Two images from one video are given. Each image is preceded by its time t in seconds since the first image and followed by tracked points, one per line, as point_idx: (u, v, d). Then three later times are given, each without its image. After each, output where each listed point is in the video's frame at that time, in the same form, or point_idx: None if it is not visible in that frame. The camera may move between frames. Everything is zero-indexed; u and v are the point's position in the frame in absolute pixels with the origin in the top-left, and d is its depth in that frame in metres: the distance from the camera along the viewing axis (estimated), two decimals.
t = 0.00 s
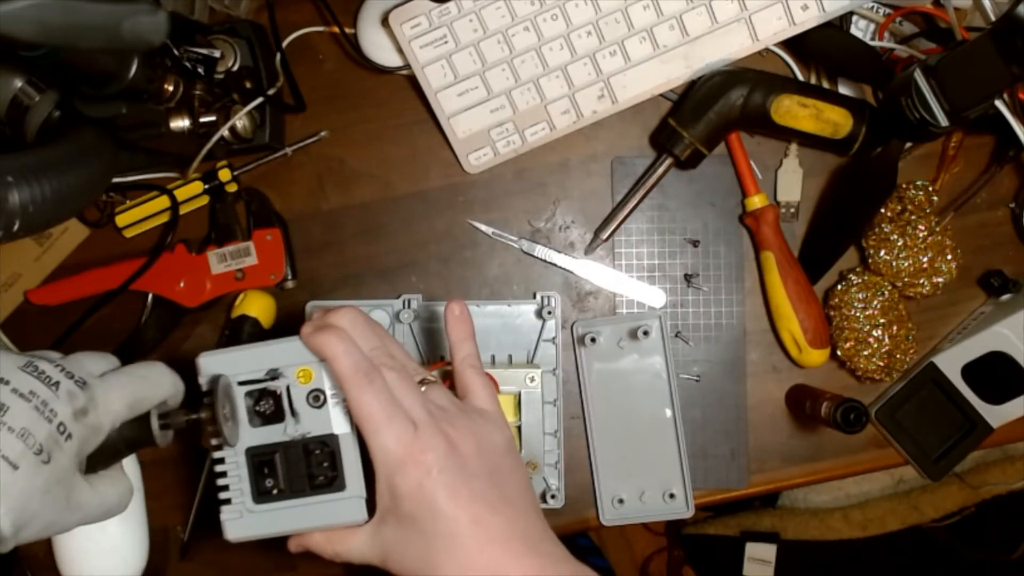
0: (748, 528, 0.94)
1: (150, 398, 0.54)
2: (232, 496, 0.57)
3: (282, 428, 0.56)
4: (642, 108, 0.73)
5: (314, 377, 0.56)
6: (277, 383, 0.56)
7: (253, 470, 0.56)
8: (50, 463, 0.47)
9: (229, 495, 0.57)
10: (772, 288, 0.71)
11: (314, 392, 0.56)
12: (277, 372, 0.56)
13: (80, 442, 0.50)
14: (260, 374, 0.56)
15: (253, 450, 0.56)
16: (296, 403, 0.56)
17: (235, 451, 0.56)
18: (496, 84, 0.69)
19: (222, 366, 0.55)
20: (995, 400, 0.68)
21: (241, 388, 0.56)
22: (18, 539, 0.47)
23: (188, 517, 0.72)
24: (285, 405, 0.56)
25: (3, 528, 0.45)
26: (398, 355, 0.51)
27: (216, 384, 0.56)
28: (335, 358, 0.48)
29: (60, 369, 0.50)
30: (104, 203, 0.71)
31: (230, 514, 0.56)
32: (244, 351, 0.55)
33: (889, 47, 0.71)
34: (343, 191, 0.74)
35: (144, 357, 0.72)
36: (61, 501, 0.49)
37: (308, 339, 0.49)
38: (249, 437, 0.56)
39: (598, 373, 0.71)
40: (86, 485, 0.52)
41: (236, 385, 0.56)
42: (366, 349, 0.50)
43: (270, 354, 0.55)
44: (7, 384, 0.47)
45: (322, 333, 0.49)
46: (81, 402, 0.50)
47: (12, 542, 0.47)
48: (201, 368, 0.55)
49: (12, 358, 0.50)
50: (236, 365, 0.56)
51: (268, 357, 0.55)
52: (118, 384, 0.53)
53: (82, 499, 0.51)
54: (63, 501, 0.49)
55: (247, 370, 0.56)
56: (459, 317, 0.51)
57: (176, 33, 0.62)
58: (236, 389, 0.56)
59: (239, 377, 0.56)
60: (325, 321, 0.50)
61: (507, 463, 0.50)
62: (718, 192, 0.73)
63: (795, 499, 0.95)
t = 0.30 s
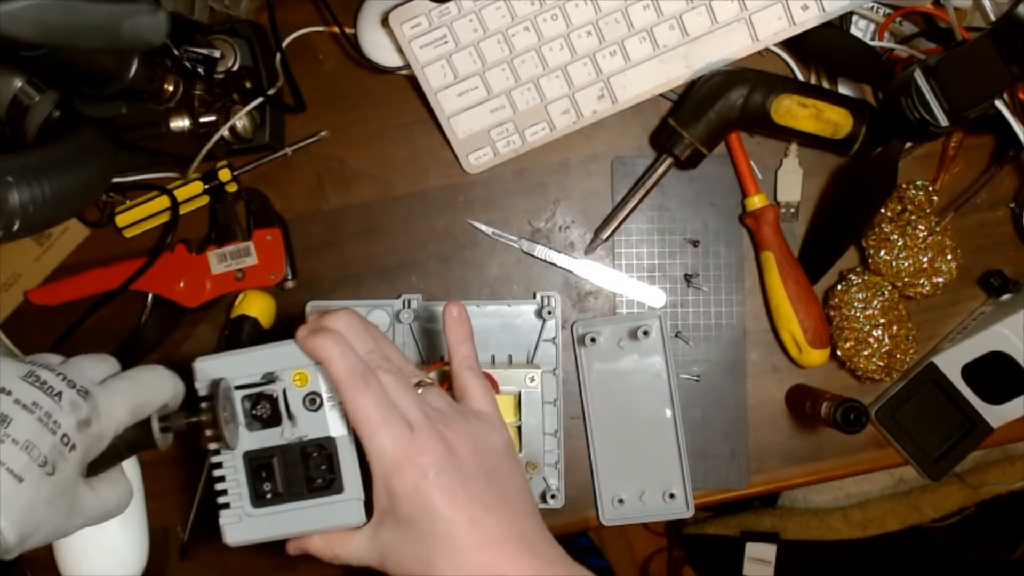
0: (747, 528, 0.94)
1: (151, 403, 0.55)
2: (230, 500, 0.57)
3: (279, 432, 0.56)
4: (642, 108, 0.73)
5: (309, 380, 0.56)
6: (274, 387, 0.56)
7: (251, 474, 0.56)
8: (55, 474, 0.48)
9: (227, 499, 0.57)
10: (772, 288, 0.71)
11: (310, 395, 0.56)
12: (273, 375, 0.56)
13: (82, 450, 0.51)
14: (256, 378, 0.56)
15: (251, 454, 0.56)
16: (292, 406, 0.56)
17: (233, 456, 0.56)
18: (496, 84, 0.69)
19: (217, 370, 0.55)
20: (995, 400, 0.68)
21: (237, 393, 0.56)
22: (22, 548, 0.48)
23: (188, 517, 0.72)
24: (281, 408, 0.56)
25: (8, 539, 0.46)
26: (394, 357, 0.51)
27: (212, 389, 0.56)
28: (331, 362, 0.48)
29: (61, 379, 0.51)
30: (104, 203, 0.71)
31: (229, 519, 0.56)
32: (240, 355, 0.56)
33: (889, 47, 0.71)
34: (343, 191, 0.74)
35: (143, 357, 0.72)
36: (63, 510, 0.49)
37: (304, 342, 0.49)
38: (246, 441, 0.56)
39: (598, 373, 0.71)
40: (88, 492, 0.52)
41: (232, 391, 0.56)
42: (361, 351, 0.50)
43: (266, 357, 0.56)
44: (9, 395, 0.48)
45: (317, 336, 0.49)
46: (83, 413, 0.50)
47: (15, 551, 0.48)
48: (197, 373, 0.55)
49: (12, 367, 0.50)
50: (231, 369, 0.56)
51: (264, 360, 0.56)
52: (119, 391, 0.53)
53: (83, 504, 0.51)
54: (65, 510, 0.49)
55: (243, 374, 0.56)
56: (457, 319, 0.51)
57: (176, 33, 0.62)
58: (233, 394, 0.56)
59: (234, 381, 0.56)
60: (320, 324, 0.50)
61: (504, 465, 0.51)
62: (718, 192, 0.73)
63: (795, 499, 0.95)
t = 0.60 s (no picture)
0: (748, 528, 0.94)
1: (149, 403, 0.55)
2: (227, 499, 0.57)
3: (275, 431, 0.56)
4: (642, 108, 0.73)
5: (306, 380, 0.56)
6: (270, 387, 0.56)
7: (247, 474, 0.56)
8: (54, 474, 0.48)
9: (223, 498, 0.57)
10: (772, 288, 0.71)
11: (306, 394, 0.56)
12: (269, 375, 0.56)
13: (81, 451, 0.51)
14: (253, 377, 0.56)
15: (247, 453, 0.56)
16: (289, 406, 0.56)
17: (229, 454, 0.56)
18: (496, 84, 0.69)
19: (215, 369, 0.55)
20: (995, 400, 0.68)
21: (234, 393, 0.56)
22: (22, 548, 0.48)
23: (187, 517, 0.72)
24: (278, 408, 0.56)
25: (7, 540, 0.46)
26: (391, 357, 0.51)
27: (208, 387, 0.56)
28: (328, 361, 0.48)
29: (60, 380, 0.51)
30: (104, 203, 0.71)
31: (226, 519, 0.56)
32: (237, 354, 0.55)
33: (889, 47, 0.71)
34: (343, 191, 0.74)
35: (143, 358, 0.72)
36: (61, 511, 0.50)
37: (301, 342, 0.49)
38: (242, 441, 0.56)
39: (598, 373, 0.71)
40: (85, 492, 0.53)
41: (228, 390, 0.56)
42: (358, 351, 0.50)
43: (263, 357, 0.56)
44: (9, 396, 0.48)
45: (314, 335, 0.49)
46: (82, 414, 0.51)
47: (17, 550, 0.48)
48: (194, 372, 0.55)
49: (9, 368, 0.50)
50: (228, 368, 0.56)
51: (260, 359, 0.56)
52: (117, 392, 0.53)
53: (81, 504, 0.52)
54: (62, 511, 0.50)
55: (239, 374, 0.56)
56: (454, 319, 0.51)
57: (176, 33, 0.62)
58: (230, 393, 0.56)
59: (231, 380, 0.56)
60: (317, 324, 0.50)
61: (500, 465, 0.51)
62: (718, 192, 0.73)
63: (795, 499, 0.95)
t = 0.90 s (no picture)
0: (748, 528, 0.94)
1: (151, 410, 0.55)
2: (227, 501, 0.57)
3: (276, 433, 0.56)
4: (642, 108, 0.73)
5: (306, 382, 0.56)
6: (270, 389, 0.56)
7: (247, 476, 0.56)
8: (58, 487, 0.49)
9: (224, 501, 0.57)
10: (772, 288, 0.71)
11: (307, 395, 0.56)
12: (269, 378, 0.56)
13: (85, 462, 0.51)
14: (252, 380, 0.56)
15: (248, 455, 0.56)
16: (289, 408, 0.56)
17: (229, 457, 0.56)
18: (496, 84, 0.69)
19: (215, 372, 0.56)
20: (995, 400, 0.68)
21: (234, 395, 0.56)
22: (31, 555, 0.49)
23: (188, 518, 0.72)
24: (278, 410, 0.56)
25: (14, 551, 0.47)
26: (392, 359, 0.51)
27: (208, 390, 0.56)
28: (328, 363, 0.48)
29: (61, 392, 0.51)
30: (104, 203, 0.71)
31: (227, 521, 0.56)
32: (236, 357, 0.56)
33: (889, 47, 0.71)
34: (343, 191, 0.74)
35: (143, 357, 0.72)
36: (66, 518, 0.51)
37: (302, 343, 0.50)
38: (243, 443, 0.56)
39: (598, 373, 0.71)
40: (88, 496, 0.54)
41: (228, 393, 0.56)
42: (359, 352, 0.50)
43: (263, 359, 0.56)
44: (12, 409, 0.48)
45: (315, 336, 0.50)
46: (86, 426, 0.51)
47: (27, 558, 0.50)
48: (194, 375, 0.56)
49: (11, 378, 0.50)
50: (228, 370, 0.56)
51: (261, 362, 0.56)
52: (119, 401, 0.53)
53: (84, 508, 0.53)
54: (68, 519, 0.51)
55: (239, 376, 0.56)
56: (455, 322, 0.51)
57: (176, 33, 0.62)
58: (230, 396, 0.56)
59: (232, 383, 0.56)
60: (318, 325, 0.50)
61: (500, 467, 0.50)
62: (718, 192, 0.73)
63: (795, 499, 0.95)
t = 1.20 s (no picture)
0: (748, 528, 0.94)
1: (152, 410, 0.56)
2: (226, 501, 0.57)
3: (274, 433, 0.56)
4: (642, 108, 0.73)
5: (304, 382, 0.56)
6: (268, 389, 0.56)
7: (245, 476, 0.56)
8: (59, 489, 0.49)
9: (223, 500, 0.57)
10: (772, 288, 0.71)
11: (305, 396, 0.56)
12: (267, 377, 0.56)
13: (86, 464, 0.51)
14: (251, 379, 0.56)
15: (246, 455, 0.56)
16: (287, 408, 0.56)
17: (227, 457, 0.57)
18: (496, 84, 0.69)
19: (213, 372, 0.56)
20: (995, 400, 0.68)
21: (232, 395, 0.56)
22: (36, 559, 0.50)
23: (188, 519, 0.72)
24: (276, 410, 0.56)
25: (16, 553, 0.47)
26: (391, 360, 0.51)
27: (207, 390, 0.56)
28: (327, 363, 0.48)
29: (61, 393, 0.51)
30: (104, 203, 0.71)
31: (226, 521, 0.56)
32: (234, 357, 0.56)
33: (889, 47, 0.71)
34: (343, 191, 0.74)
35: (144, 358, 0.72)
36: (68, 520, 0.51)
37: (301, 343, 0.49)
38: (241, 443, 0.56)
39: (598, 373, 0.71)
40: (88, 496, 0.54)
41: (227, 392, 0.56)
42: (358, 353, 0.50)
43: (261, 359, 0.56)
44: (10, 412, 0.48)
45: (314, 336, 0.49)
46: (86, 428, 0.51)
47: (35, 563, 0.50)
48: (192, 375, 0.56)
49: (11, 381, 0.50)
50: (226, 370, 0.56)
51: (259, 362, 0.56)
52: (119, 402, 0.54)
53: (85, 509, 0.53)
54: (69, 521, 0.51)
55: (238, 376, 0.56)
56: (454, 323, 0.51)
57: (176, 33, 0.62)
58: (228, 396, 0.56)
59: (231, 383, 0.56)
60: (317, 325, 0.50)
61: (498, 468, 0.50)
62: (718, 192, 0.73)
63: (795, 499, 0.95)
